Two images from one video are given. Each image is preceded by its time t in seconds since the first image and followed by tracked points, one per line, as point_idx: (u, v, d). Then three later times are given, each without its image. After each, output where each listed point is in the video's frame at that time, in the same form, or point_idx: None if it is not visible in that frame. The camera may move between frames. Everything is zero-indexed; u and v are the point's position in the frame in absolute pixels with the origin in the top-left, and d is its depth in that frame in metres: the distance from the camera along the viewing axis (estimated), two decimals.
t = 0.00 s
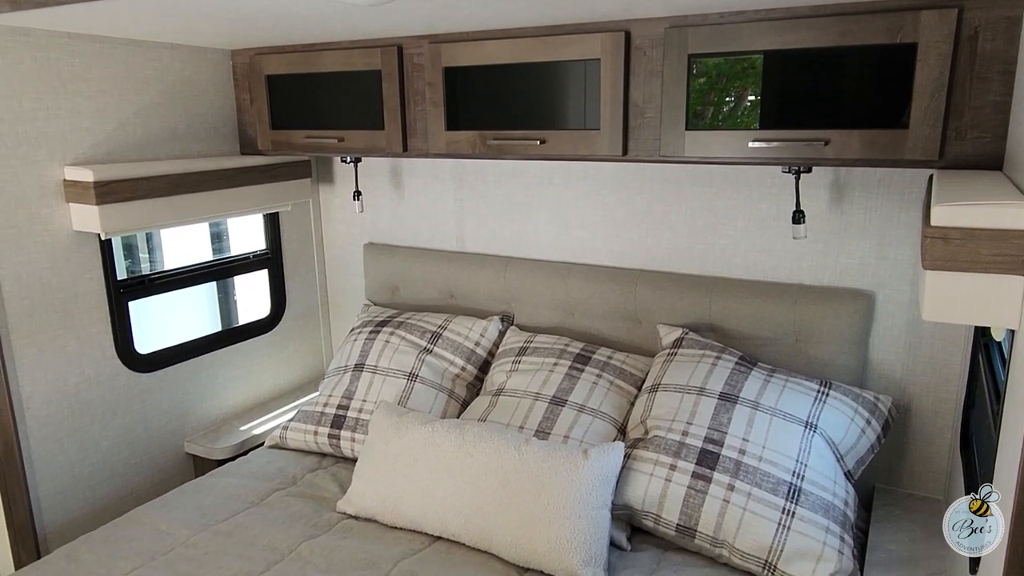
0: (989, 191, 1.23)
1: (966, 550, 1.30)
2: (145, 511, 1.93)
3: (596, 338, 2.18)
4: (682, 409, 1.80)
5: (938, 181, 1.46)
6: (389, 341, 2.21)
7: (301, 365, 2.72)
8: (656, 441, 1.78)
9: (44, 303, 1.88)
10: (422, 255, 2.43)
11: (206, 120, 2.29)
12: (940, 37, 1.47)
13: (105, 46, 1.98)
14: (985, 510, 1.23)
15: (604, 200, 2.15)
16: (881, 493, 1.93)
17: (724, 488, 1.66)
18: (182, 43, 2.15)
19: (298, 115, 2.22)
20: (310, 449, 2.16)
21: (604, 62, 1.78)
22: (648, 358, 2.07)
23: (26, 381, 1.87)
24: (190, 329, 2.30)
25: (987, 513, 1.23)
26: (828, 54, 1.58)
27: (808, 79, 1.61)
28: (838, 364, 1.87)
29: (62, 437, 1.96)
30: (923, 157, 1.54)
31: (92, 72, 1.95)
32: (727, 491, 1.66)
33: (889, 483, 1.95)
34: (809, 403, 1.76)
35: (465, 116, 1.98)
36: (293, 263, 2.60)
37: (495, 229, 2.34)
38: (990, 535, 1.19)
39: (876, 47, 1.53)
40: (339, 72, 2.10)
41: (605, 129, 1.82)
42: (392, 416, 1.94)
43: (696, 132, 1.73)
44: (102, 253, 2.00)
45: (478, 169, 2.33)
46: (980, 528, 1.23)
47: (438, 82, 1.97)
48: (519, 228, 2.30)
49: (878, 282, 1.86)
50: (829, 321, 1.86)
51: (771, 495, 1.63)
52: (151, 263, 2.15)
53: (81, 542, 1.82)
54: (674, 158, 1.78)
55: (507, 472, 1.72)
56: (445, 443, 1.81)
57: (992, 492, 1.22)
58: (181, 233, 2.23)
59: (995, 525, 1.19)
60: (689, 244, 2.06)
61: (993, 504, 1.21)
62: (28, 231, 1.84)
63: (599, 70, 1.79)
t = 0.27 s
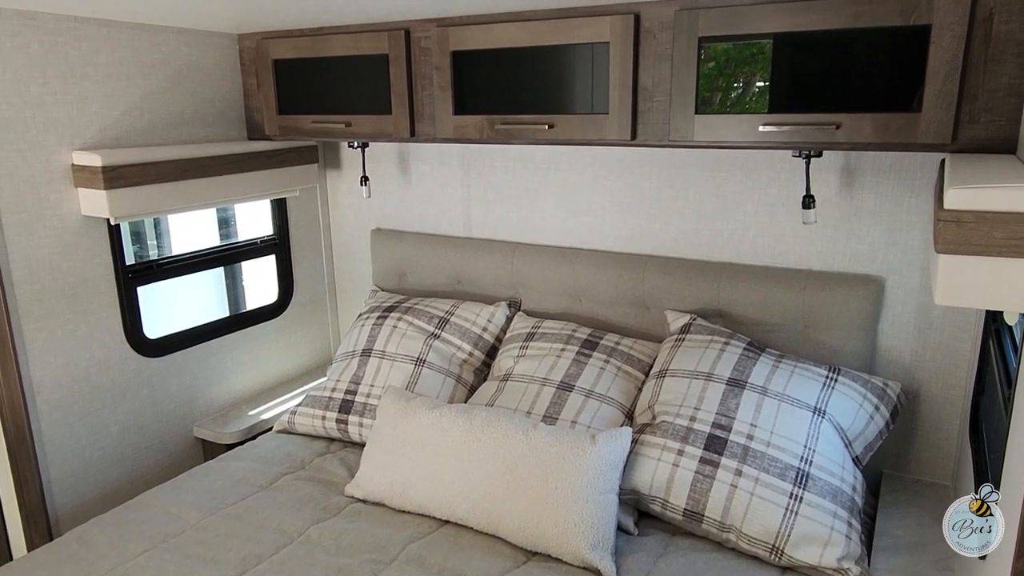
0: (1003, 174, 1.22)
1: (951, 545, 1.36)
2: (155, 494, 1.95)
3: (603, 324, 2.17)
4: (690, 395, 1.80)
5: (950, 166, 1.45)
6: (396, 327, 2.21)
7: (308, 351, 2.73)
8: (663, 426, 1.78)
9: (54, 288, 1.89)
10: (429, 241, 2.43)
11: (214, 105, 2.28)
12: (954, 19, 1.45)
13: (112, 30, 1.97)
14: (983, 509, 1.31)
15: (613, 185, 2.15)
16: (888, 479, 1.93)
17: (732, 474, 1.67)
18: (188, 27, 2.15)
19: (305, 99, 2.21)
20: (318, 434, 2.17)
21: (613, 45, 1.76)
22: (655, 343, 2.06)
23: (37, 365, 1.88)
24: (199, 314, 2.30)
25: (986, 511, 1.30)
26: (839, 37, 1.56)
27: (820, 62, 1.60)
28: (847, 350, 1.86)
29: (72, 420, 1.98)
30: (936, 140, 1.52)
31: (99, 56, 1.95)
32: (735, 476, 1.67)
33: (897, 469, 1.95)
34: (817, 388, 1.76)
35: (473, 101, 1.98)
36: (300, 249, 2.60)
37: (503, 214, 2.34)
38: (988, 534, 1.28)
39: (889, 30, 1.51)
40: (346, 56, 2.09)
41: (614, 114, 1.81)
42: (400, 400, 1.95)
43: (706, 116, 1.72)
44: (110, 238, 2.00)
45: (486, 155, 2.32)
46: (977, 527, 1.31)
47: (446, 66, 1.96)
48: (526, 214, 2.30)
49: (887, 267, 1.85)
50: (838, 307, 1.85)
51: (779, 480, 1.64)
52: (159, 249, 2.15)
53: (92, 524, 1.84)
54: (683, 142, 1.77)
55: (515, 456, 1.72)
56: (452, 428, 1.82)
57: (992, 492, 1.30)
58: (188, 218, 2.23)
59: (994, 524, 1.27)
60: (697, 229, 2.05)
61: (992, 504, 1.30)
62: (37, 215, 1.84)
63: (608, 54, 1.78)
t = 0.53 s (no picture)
0: (1016, 159, 1.21)
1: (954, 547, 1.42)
2: (164, 480, 1.96)
3: (610, 312, 2.17)
4: (697, 383, 1.80)
5: (961, 153, 1.44)
6: (403, 315, 2.21)
7: (315, 339, 2.73)
8: (670, 414, 1.78)
9: (62, 275, 1.90)
10: (436, 229, 2.43)
11: (220, 92, 2.28)
12: (966, 3, 1.44)
13: (118, 17, 1.97)
14: (983, 510, 1.37)
15: (620, 173, 2.14)
16: (896, 467, 1.92)
17: (739, 461, 1.67)
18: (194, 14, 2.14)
19: (312, 87, 2.21)
20: (326, 421, 2.18)
21: (620, 32, 1.75)
22: (662, 332, 2.06)
23: (46, 352, 1.89)
24: (206, 302, 2.31)
25: (986, 512, 1.36)
26: (849, 23, 1.55)
27: (830, 48, 1.58)
28: (855, 338, 1.86)
29: (82, 407, 1.99)
30: (947, 127, 1.50)
31: (105, 43, 1.95)
32: (741, 463, 1.66)
33: (904, 458, 1.94)
34: (825, 376, 1.75)
35: (479, 88, 1.97)
36: (307, 237, 2.61)
37: (509, 202, 2.33)
38: (988, 534, 1.33)
39: (901, 15, 1.50)
40: (353, 43, 2.08)
41: (621, 101, 1.79)
42: (407, 388, 1.95)
43: (714, 103, 1.71)
44: (118, 225, 2.01)
45: (492, 142, 2.31)
46: (976, 527, 1.36)
47: (453, 53, 1.95)
48: (533, 202, 2.29)
49: (896, 255, 1.84)
50: (846, 295, 1.85)
51: (786, 468, 1.63)
52: (166, 237, 2.16)
53: (102, 509, 1.85)
54: (691, 129, 1.76)
55: (522, 444, 1.72)
56: (459, 415, 1.82)
57: (990, 492, 1.36)
58: (195, 206, 2.23)
59: (995, 525, 1.33)
60: (705, 217, 2.05)
61: (991, 504, 1.35)
62: (45, 202, 1.85)
63: (616, 40, 1.77)
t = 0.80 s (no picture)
0: None
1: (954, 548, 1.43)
2: (173, 465, 1.98)
3: (617, 299, 2.17)
4: (704, 369, 1.79)
5: (972, 139, 1.42)
6: (410, 301, 2.21)
7: (321, 326, 2.74)
8: (677, 400, 1.78)
9: (70, 261, 1.91)
10: (442, 216, 2.43)
11: (226, 79, 2.27)
12: None
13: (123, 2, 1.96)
14: (983, 509, 1.39)
15: (626, 159, 2.13)
16: (902, 454, 1.92)
17: (746, 448, 1.67)
18: None
19: (318, 73, 2.20)
20: (333, 407, 2.19)
21: (628, 16, 1.74)
22: (669, 318, 2.06)
23: (55, 338, 1.90)
24: (213, 288, 2.32)
25: (986, 512, 1.38)
26: (858, 8, 1.54)
27: (840, 32, 1.57)
28: (863, 325, 1.85)
29: (91, 393, 2.01)
30: (958, 112, 1.49)
31: (111, 29, 1.95)
32: (748, 450, 1.67)
33: (911, 445, 1.94)
34: (832, 363, 1.75)
35: (486, 73, 1.96)
36: (313, 224, 2.61)
37: (516, 189, 2.33)
38: (988, 534, 1.35)
39: None
40: (358, 29, 2.08)
41: (629, 86, 1.78)
42: (414, 374, 1.96)
43: (723, 88, 1.69)
44: (125, 212, 2.01)
45: (499, 129, 2.31)
46: (976, 527, 1.37)
47: (459, 38, 1.94)
48: (540, 188, 2.29)
49: (905, 241, 1.83)
50: (854, 281, 1.84)
51: (793, 454, 1.64)
52: (173, 223, 2.16)
53: (112, 493, 1.87)
54: (699, 115, 1.75)
55: (528, 430, 1.73)
56: (466, 401, 1.82)
57: (991, 493, 1.39)
58: (201, 193, 2.23)
59: (995, 525, 1.35)
60: (712, 203, 2.04)
61: (991, 504, 1.38)
62: (53, 189, 1.85)
63: (623, 25, 1.76)
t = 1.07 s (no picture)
0: None
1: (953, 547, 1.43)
2: (180, 450, 1.99)
3: (622, 286, 2.17)
4: (709, 356, 1.79)
5: (983, 124, 1.41)
6: (415, 288, 2.21)
7: (327, 313, 2.74)
8: (683, 386, 1.78)
9: (76, 247, 1.91)
10: (447, 203, 2.42)
11: (231, 65, 2.27)
12: None
13: None
14: (983, 509, 1.39)
15: (632, 145, 2.12)
16: (908, 441, 1.92)
17: (751, 434, 1.67)
18: None
19: (323, 59, 2.19)
20: (338, 393, 2.20)
21: None
22: (674, 305, 2.05)
23: (62, 323, 1.91)
24: (219, 275, 2.32)
25: (987, 512, 1.38)
26: None
27: (849, 15, 1.55)
28: (869, 311, 1.85)
29: (97, 378, 2.01)
30: (968, 97, 1.48)
31: (116, 14, 1.94)
32: (754, 436, 1.67)
33: (916, 432, 1.94)
34: (838, 350, 1.75)
35: (492, 59, 1.95)
36: (318, 211, 2.61)
37: (521, 175, 2.32)
38: (988, 535, 1.36)
39: None
40: (364, 14, 2.07)
41: (635, 71, 1.77)
42: (419, 360, 1.96)
43: (730, 73, 1.68)
44: (130, 198, 2.01)
45: (504, 115, 2.30)
46: (976, 527, 1.38)
47: (465, 23, 1.93)
48: (545, 175, 2.28)
49: (912, 228, 1.82)
50: (861, 268, 1.83)
51: (798, 441, 1.64)
52: (178, 210, 2.16)
53: (120, 478, 1.88)
54: (706, 100, 1.74)
55: (534, 416, 1.73)
56: (472, 387, 1.83)
57: (991, 493, 1.39)
58: (207, 180, 2.23)
59: (995, 526, 1.36)
60: (718, 190, 2.03)
61: (991, 504, 1.38)
62: (58, 174, 1.85)
63: (630, 9, 1.74)
